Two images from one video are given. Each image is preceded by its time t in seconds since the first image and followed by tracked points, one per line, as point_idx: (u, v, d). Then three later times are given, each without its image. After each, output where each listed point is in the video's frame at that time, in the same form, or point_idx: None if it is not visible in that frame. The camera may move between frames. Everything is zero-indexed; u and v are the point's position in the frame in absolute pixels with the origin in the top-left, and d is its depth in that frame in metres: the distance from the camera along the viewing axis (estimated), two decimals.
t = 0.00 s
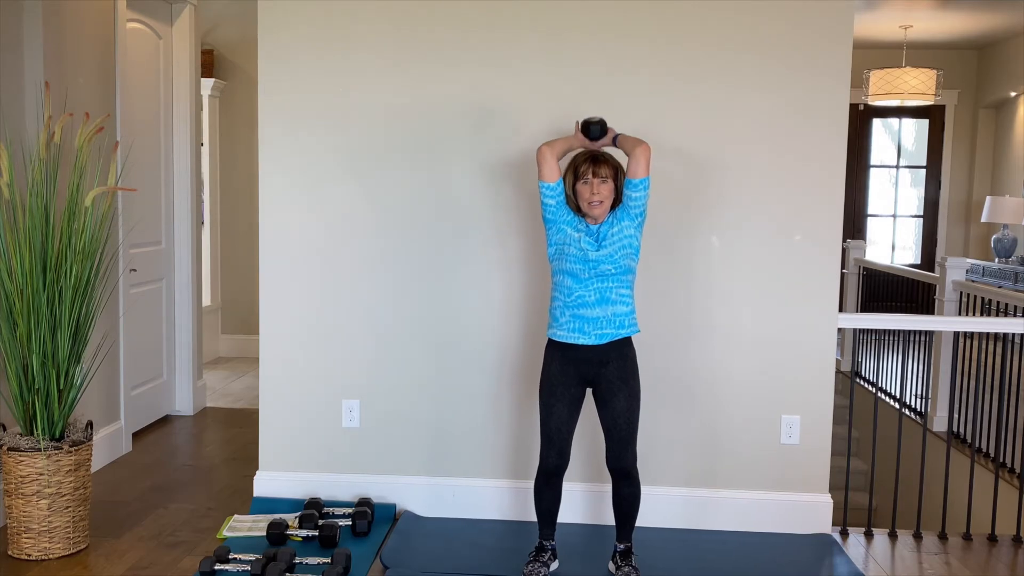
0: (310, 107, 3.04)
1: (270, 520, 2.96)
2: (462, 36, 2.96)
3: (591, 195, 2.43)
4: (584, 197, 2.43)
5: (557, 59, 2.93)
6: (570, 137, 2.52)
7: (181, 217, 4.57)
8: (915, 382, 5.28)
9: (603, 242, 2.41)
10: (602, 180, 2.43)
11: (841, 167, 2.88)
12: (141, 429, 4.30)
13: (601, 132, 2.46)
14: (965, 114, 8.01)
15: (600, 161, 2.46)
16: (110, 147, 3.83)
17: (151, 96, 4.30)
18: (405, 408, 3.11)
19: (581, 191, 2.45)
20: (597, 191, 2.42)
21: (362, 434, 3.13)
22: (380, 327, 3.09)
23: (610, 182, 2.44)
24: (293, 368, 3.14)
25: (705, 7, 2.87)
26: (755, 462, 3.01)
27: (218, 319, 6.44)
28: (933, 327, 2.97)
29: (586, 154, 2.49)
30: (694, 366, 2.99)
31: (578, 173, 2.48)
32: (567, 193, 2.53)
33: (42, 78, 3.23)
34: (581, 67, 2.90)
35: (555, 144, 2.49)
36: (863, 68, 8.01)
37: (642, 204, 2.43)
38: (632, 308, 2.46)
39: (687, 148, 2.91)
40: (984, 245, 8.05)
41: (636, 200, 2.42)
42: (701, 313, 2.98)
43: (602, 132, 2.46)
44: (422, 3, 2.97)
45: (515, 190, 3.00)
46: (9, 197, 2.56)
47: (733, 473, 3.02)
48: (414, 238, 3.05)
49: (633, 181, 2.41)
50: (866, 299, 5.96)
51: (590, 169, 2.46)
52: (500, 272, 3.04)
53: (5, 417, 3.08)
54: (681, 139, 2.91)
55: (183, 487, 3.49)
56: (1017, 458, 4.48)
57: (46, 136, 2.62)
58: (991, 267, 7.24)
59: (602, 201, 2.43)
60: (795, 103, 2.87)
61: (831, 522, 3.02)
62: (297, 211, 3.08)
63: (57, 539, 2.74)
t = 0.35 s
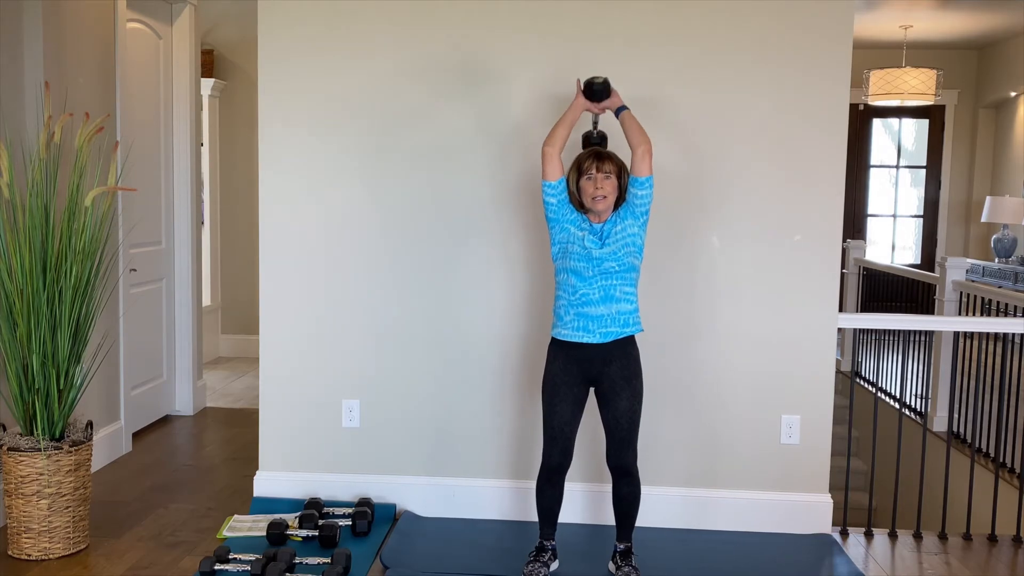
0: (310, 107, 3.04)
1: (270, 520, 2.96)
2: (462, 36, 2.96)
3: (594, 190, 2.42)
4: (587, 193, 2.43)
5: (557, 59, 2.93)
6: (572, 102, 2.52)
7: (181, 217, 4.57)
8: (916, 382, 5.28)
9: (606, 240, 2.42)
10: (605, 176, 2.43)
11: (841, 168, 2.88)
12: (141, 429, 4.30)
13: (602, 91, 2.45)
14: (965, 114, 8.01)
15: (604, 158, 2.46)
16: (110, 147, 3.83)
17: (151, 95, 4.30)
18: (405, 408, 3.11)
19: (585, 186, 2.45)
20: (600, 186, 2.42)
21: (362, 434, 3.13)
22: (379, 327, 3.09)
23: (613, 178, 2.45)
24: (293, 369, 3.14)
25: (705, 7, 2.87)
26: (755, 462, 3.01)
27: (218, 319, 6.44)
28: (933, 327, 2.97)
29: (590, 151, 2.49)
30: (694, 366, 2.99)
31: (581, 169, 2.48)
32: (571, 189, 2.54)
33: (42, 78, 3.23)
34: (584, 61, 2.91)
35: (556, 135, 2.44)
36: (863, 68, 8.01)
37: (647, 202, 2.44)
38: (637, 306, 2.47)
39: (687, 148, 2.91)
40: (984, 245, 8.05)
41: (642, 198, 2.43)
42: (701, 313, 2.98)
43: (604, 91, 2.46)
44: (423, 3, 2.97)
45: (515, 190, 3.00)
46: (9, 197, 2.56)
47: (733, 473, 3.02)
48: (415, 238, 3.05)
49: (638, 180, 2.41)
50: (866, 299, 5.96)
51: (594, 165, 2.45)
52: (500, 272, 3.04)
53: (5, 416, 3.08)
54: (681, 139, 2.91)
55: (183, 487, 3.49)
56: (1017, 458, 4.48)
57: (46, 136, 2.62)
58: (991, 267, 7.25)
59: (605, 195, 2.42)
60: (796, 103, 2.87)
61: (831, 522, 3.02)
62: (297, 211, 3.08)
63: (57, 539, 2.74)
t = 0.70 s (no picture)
0: (310, 106, 3.04)
1: (270, 520, 2.96)
2: (462, 36, 2.96)
3: (592, 189, 2.42)
4: (584, 191, 2.43)
5: (557, 59, 2.93)
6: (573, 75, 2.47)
7: (181, 217, 4.57)
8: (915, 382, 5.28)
9: (604, 237, 2.43)
10: (601, 175, 2.43)
11: (841, 168, 2.88)
12: (141, 429, 4.30)
13: (602, 67, 2.39)
14: (965, 114, 8.01)
15: (602, 158, 2.47)
16: (110, 147, 3.83)
17: (151, 95, 4.30)
18: (405, 408, 3.11)
19: (582, 185, 2.45)
20: (598, 185, 2.42)
21: (362, 434, 3.13)
22: (380, 327, 3.09)
23: (611, 177, 2.45)
24: (293, 369, 3.14)
25: (704, 6, 2.87)
26: (755, 462, 3.01)
27: (218, 319, 6.44)
28: (933, 327, 2.97)
29: (588, 151, 2.50)
30: (695, 367, 2.99)
31: (580, 169, 2.49)
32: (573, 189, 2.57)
33: (42, 78, 3.22)
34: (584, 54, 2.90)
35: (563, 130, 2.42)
36: (863, 68, 8.02)
37: (643, 198, 2.45)
38: (636, 303, 2.46)
39: (688, 148, 2.91)
40: (984, 245, 8.05)
41: (637, 194, 2.43)
42: (701, 313, 2.98)
43: (604, 68, 2.39)
44: (422, 3, 2.97)
45: (515, 190, 3.00)
46: (9, 198, 2.56)
47: (733, 473, 3.02)
48: (415, 238, 3.05)
49: (630, 176, 2.41)
50: (866, 299, 5.96)
51: (591, 164, 2.47)
52: (500, 272, 3.04)
53: (5, 416, 3.08)
54: (681, 139, 2.91)
55: (183, 487, 3.49)
56: (1017, 458, 4.48)
57: (46, 136, 2.62)
58: (991, 267, 7.25)
59: (602, 194, 2.42)
60: (796, 103, 2.87)
61: (831, 522, 3.01)
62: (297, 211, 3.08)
63: (57, 539, 2.74)
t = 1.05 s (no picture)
0: (309, 107, 3.04)
1: (270, 520, 2.96)
2: (462, 36, 2.96)
3: (591, 190, 2.42)
4: (584, 192, 2.43)
5: (557, 59, 2.93)
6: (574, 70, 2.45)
7: (181, 217, 4.57)
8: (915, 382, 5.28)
9: (604, 237, 2.43)
10: (602, 176, 2.43)
11: (841, 168, 2.88)
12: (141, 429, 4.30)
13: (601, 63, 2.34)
14: (965, 114, 8.01)
15: (602, 158, 2.47)
16: (110, 147, 3.83)
17: (151, 95, 4.30)
18: (405, 408, 3.11)
19: (582, 186, 2.45)
20: (597, 186, 2.42)
21: (362, 434, 3.13)
22: (379, 327, 3.09)
23: (611, 178, 2.44)
24: (293, 369, 3.14)
25: (704, 7, 2.87)
26: (755, 462, 3.01)
27: (218, 319, 6.44)
28: (933, 327, 2.97)
29: (587, 151, 2.49)
30: (695, 367, 2.99)
31: (579, 169, 2.48)
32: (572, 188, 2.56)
33: (42, 78, 3.22)
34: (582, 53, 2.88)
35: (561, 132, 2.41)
36: (863, 68, 8.02)
37: (644, 197, 2.45)
38: (637, 303, 2.46)
39: (688, 148, 2.91)
40: (984, 245, 8.05)
41: (638, 193, 2.44)
42: (701, 313, 2.98)
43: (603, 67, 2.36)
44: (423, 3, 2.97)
45: (515, 190, 3.00)
46: (9, 198, 2.56)
47: (733, 473, 3.02)
48: (415, 238, 3.05)
49: (631, 176, 2.42)
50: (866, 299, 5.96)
51: (591, 165, 2.46)
52: (500, 272, 3.04)
53: (5, 416, 3.08)
54: (681, 139, 2.91)
55: (183, 487, 3.49)
56: (1017, 458, 4.48)
57: (46, 136, 2.62)
58: (991, 267, 7.25)
59: (602, 195, 2.42)
60: (796, 103, 2.87)
61: (831, 522, 3.01)
62: (297, 211, 3.08)
63: (57, 539, 2.74)
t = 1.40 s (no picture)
0: (309, 107, 3.04)
1: (270, 520, 2.96)
2: (462, 36, 2.96)
3: (593, 192, 2.42)
4: (586, 194, 2.43)
5: (558, 59, 2.93)
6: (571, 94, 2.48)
7: (181, 217, 4.57)
8: (915, 382, 5.28)
9: (606, 242, 2.41)
10: (604, 177, 2.43)
11: (841, 168, 2.88)
12: (141, 429, 4.30)
13: (604, 84, 2.40)
14: (965, 114, 8.01)
15: (603, 158, 2.45)
16: (110, 147, 3.83)
17: (151, 95, 4.30)
18: (405, 408, 3.11)
19: (583, 187, 2.44)
20: (599, 188, 2.41)
21: (362, 434, 3.13)
22: (379, 327, 3.09)
23: (612, 179, 2.44)
24: (292, 369, 3.14)
25: (705, 7, 2.87)
26: (755, 462, 3.01)
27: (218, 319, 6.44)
28: (933, 327, 2.97)
29: (589, 151, 2.47)
30: (695, 367, 2.99)
31: (580, 169, 2.46)
32: (568, 190, 2.53)
33: (42, 78, 3.22)
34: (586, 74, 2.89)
35: (550, 134, 2.43)
36: (862, 68, 8.02)
37: (650, 202, 2.45)
38: (636, 308, 2.47)
39: (688, 148, 2.92)
40: (984, 246, 8.05)
41: (646, 198, 2.44)
42: (701, 313, 2.98)
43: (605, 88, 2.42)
44: (422, 3, 2.97)
45: (515, 190, 3.00)
46: (9, 198, 2.56)
47: (733, 473, 3.02)
48: (415, 238, 3.05)
49: (643, 179, 2.42)
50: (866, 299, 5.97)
51: (593, 166, 2.44)
52: (500, 273, 3.04)
53: (5, 416, 3.08)
54: (681, 139, 2.91)
55: (184, 487, 3.49)
56: (1017, 458, 4.48)
57: (46, 136, 2.62)
58: (991, 267, 7.25)
59: (604, 198, 2.41)
60: (796, 104, 2.87)
61: (831, 522, 3.01)
62: (296, 211, 3.08)
63: (57, 539, 2.74)
